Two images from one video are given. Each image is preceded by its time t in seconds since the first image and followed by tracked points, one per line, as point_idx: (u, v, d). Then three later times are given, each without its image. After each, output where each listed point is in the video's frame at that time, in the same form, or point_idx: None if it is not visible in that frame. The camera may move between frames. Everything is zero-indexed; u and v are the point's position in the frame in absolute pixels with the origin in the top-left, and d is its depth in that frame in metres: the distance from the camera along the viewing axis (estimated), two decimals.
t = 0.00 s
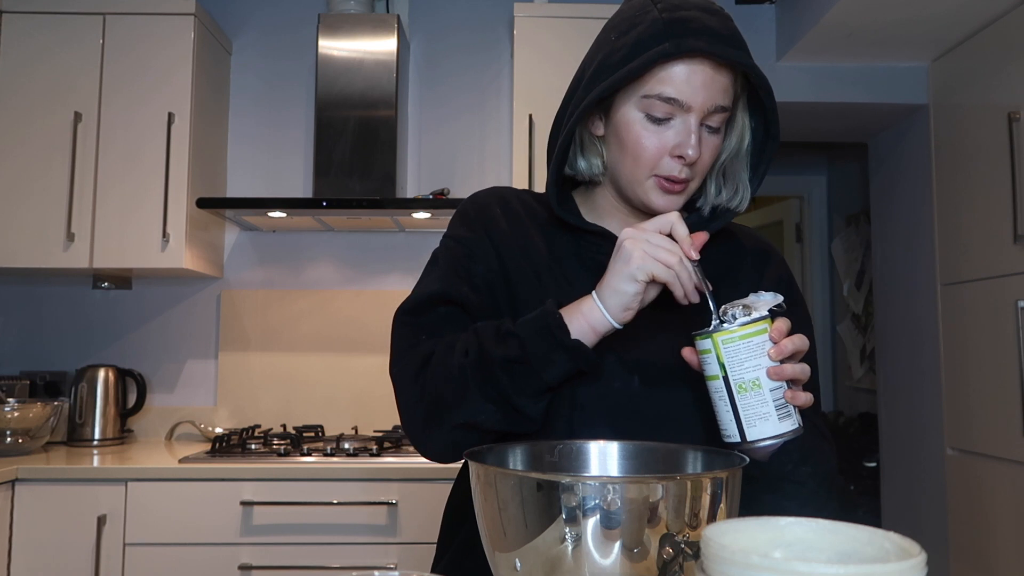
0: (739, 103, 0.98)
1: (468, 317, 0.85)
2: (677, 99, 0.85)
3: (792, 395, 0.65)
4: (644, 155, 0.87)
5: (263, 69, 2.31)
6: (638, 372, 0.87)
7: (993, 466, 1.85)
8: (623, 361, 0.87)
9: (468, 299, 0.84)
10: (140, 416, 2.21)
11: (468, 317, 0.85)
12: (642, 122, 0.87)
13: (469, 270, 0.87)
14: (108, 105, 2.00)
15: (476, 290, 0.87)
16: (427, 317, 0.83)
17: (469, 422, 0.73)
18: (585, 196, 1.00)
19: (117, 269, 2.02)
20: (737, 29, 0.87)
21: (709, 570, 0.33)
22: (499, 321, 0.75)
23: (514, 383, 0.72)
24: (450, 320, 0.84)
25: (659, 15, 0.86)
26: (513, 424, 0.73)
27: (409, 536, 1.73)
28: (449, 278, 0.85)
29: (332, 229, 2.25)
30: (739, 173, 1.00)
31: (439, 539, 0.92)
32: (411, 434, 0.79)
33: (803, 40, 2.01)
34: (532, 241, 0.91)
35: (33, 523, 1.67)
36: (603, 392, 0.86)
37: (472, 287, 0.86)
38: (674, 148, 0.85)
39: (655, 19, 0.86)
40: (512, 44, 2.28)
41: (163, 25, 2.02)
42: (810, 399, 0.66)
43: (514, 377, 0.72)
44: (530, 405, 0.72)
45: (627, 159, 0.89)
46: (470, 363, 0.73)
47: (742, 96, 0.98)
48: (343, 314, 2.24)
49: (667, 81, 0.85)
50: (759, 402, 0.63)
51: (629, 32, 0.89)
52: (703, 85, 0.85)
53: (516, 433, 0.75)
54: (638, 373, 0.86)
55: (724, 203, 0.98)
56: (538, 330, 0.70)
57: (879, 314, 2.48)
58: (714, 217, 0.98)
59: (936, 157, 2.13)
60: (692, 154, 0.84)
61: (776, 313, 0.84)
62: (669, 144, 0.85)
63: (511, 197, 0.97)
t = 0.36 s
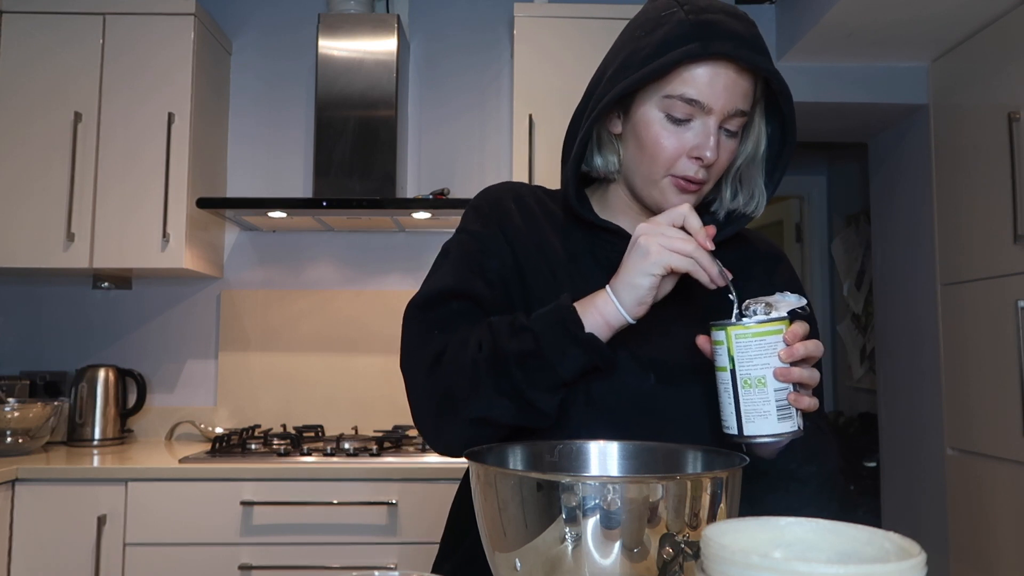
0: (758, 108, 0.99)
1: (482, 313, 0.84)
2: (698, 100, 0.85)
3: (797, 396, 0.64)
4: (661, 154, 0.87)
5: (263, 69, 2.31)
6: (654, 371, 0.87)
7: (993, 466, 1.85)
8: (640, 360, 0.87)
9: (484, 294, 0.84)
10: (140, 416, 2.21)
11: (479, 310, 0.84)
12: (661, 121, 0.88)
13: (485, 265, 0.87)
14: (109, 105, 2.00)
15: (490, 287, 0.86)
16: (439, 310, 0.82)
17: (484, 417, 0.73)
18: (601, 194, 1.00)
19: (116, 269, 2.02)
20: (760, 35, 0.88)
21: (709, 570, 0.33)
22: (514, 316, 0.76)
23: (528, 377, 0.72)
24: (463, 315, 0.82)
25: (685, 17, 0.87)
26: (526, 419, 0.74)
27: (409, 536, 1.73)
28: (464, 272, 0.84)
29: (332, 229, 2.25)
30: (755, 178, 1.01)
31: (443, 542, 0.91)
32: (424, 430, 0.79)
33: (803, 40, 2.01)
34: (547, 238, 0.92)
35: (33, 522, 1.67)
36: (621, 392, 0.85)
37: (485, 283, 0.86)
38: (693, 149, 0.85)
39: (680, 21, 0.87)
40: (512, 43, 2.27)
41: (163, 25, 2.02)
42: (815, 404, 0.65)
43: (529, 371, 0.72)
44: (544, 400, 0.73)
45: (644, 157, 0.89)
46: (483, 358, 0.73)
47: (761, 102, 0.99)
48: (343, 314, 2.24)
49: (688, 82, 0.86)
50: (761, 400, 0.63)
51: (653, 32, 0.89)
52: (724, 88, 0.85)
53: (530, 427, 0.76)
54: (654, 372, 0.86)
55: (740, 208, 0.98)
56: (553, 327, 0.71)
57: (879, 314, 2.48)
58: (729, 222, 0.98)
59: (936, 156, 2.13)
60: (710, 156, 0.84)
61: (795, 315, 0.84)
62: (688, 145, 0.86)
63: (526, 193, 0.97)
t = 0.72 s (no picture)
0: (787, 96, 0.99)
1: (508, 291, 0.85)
2: (730, 83, 0.85)
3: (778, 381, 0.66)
4: (693, 137, 0.87)
5: (263, 68, 2.31)
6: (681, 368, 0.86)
7: (993, 466, 1.85)
8: (669, 357, 0.86)
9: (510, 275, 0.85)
10: (140, 416, 2.21)
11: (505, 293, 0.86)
12: (692, 104, 0.88)
13: (513, 246, 0.87)
14: (108, 105, 2.00)
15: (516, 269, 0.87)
16: (463, 287, 0.82)
17: (502, 387, 0.73)
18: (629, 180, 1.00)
19: (116, 269, 2.02)
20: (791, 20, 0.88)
21: (709, 570, 0.33)
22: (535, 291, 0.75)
23: (549, 348, 0.72)
24: (488, 294, 0.84)
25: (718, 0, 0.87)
26: (546, 392, 0.73)
27: (409, 536, 1.73)
28: (492, 251, 0.84)
29: (332, 229, 2.25)
30: (784, 165, 1.01)
31: (439, 513, 0.91)
32: (440, 402, 0.79)
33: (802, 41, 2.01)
34: (572, 221, 0.92)
35: (33, 522, 1.67)
36: (644, 386, 0.85)
37: (511, 263, 0.87)
38: (725, 132, 0.86)
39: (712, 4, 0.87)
40: (512, 43, 2.27)
41: (164, 25, 2.02)
42: (798, 395, 0.65)
43: (549, 343, 0.72)
44: (563, 373, 0.72)
45: (674, 141, 0.89)
46: (503, 328, 0.73)
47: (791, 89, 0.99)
48: (344, 314, 2.24)
49: (721, 64, 0.86)
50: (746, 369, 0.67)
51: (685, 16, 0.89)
52: (756, 71, 0.86)
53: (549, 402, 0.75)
54: (682, 370, 0.85)
55: (772, 193, 0.99)
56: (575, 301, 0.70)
57: (880, 314, 2.48)
58: (762, 208, 1.00)
59: (936, 156, 2.13)
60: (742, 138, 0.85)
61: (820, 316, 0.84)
62: (719, 129, 0.86)
63: (558, 177, 0.97)
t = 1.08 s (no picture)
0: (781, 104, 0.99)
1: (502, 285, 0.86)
2: (722, 94, 0.85)
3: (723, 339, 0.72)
4: (686, 147, 0.88)
5: (263, 69, 2.31)
6: (663, 368, 0.86)
7: (992, 466, 1.85)
8: (651, 356, 0.86)
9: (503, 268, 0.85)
10: (140, 416, 2.21)
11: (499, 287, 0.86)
12: (685, 114, 0.88)
13: (508, 242, 0.88)
14: (108, 105, 2.00)
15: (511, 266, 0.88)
16: (458, 280, 0.83)
17: (487, 372, 0.74)
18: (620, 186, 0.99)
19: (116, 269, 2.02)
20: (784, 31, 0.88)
21: (709, 570, 0.33)
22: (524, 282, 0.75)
23: (535, 336, 0.72)
24: (481, 287, 0.84)
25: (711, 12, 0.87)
26: (531, 378, 0.73)
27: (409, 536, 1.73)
28: (486, 246, 0.85)
29: (332, 229, 2.25)
30: (776, 174, 1.01)
31: (426, 497, 0.93)
32: (430, 386, 0.80)
33: (802, 41, 2.01)
34: (567, 218, 0.92)
35: (33, 522, 1.68)
36: (622, 384, 0.86)
37: (506, 258, 0.88)
38: (716, 142, 0.86)
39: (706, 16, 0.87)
40: (512, 43, 2.27)
41: (164, 25, 2.02)
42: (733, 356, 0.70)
43: (536, 331, 0.72)
44: (550, 361, 0.72)
45: (668, 150, 0.90)
46: (491, 316, 0.73)
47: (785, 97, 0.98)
48: (344, 314, 2.24)
49: (713, 76, 0.86)
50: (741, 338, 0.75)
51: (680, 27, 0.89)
52: (748, 83, 0.86)
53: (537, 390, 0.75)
54: (663, 370, 0.86)
55: (760, 200, 0.98)
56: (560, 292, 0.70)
57: (879, 314, 2.48)
58: (750, 215, 0.98)
59: (936, 156, 2.13)
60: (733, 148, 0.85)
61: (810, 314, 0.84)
62: (711, 139, 0.86)
63: (555, 180, 0.97)
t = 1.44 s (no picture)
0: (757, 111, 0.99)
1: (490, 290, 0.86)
2: (695, 106, 0.86)
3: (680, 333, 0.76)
4: (662, 159, 0.88)
5: (263, 69, 2.31)
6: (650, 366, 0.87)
7: (993, 466, 1.85)
8: (631, 356, 0.88)
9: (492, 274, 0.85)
10: (140, 416, 2.21)
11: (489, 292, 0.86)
12: (659, 128, 0.89)
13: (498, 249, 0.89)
14: (109, 105, 2.00)
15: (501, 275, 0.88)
16: (450, 287, 0.84)
17: (470, 372, 0.74)
18: (607, 199, 1.00)
19: (116, 269, 2.02)
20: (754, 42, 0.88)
21: (709, 570, 0.33)
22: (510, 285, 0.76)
23: (517, 339, 0.72)
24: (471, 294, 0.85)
25: (680, 28, 0.88)
26: (516, 379, 0.74)
27: (408, 536, 1.73)
28: (475, 253, 0.86)
29: (332, 229, 2.25)
30: (757, 179, 1.00)
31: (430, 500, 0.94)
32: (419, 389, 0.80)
33: (802, 41, 2.01)
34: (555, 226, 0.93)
35: (33, 522, 1.68)
36: (603, 382, 0.87)
37: (496, 265, 0.88)
38: (692, 153, 0.87)
39: (675, 32, 0.88)
40: (512, 43, 2.27)
41: (163, 25, 2.02)
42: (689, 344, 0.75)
43: (518, 334, 0.72)
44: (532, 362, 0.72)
45: (646, 162, 0.90)
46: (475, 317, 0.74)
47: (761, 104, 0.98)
48: (343, 314, 2.24)
49: (685, 90, 0.87)
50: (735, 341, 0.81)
51: (652, 43, 0.90)
52: (720, 94, 0.86)
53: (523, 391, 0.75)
54: (645, 369, 0.87)
55: (740, 206, 0.98)
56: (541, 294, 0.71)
57: (879, 314, 2.48)
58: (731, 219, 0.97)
59: (936, 156, 2.12)
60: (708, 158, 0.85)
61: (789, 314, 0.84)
62: (686, 150, 0.87)
63: (547, 193, 0.98)
